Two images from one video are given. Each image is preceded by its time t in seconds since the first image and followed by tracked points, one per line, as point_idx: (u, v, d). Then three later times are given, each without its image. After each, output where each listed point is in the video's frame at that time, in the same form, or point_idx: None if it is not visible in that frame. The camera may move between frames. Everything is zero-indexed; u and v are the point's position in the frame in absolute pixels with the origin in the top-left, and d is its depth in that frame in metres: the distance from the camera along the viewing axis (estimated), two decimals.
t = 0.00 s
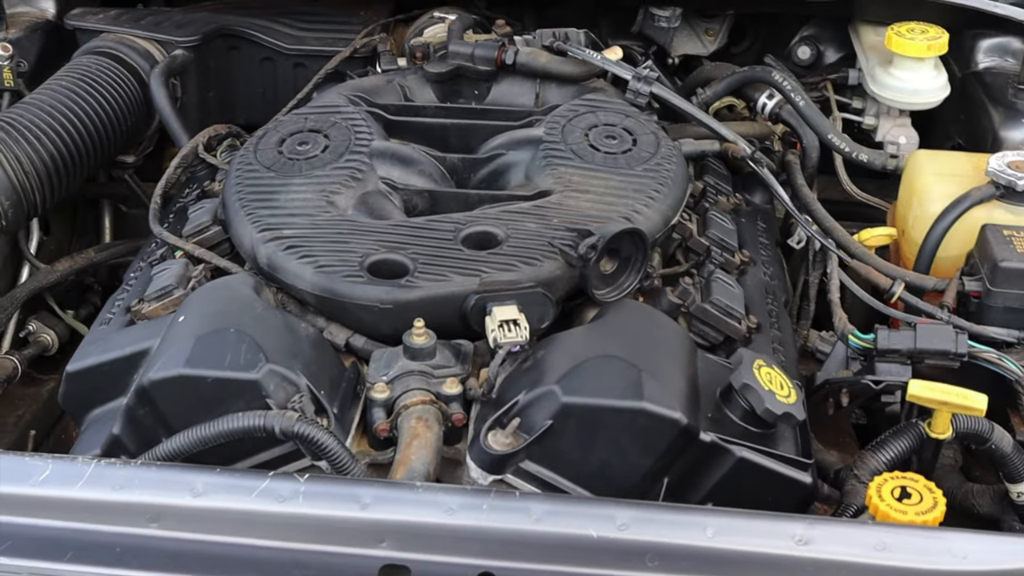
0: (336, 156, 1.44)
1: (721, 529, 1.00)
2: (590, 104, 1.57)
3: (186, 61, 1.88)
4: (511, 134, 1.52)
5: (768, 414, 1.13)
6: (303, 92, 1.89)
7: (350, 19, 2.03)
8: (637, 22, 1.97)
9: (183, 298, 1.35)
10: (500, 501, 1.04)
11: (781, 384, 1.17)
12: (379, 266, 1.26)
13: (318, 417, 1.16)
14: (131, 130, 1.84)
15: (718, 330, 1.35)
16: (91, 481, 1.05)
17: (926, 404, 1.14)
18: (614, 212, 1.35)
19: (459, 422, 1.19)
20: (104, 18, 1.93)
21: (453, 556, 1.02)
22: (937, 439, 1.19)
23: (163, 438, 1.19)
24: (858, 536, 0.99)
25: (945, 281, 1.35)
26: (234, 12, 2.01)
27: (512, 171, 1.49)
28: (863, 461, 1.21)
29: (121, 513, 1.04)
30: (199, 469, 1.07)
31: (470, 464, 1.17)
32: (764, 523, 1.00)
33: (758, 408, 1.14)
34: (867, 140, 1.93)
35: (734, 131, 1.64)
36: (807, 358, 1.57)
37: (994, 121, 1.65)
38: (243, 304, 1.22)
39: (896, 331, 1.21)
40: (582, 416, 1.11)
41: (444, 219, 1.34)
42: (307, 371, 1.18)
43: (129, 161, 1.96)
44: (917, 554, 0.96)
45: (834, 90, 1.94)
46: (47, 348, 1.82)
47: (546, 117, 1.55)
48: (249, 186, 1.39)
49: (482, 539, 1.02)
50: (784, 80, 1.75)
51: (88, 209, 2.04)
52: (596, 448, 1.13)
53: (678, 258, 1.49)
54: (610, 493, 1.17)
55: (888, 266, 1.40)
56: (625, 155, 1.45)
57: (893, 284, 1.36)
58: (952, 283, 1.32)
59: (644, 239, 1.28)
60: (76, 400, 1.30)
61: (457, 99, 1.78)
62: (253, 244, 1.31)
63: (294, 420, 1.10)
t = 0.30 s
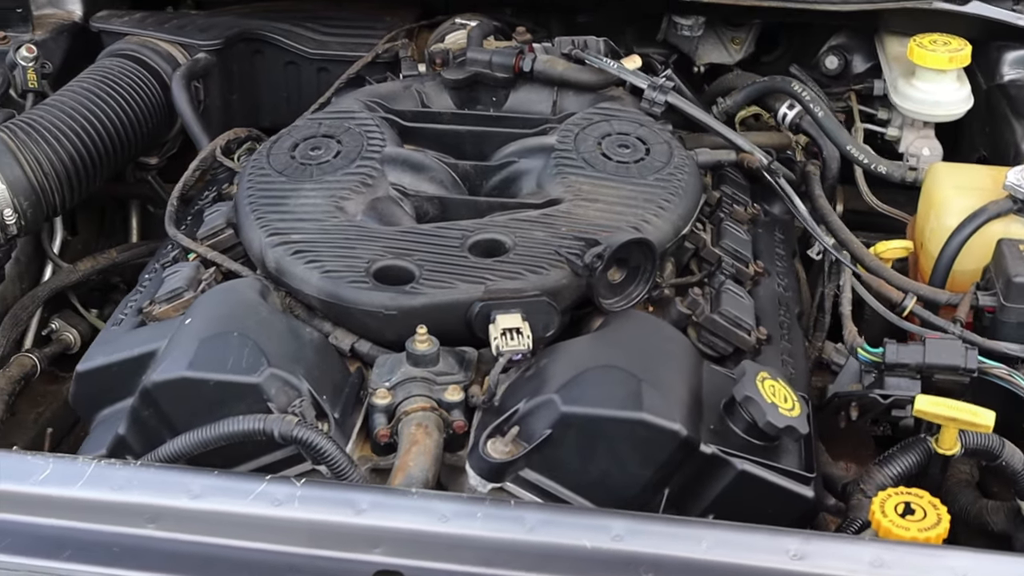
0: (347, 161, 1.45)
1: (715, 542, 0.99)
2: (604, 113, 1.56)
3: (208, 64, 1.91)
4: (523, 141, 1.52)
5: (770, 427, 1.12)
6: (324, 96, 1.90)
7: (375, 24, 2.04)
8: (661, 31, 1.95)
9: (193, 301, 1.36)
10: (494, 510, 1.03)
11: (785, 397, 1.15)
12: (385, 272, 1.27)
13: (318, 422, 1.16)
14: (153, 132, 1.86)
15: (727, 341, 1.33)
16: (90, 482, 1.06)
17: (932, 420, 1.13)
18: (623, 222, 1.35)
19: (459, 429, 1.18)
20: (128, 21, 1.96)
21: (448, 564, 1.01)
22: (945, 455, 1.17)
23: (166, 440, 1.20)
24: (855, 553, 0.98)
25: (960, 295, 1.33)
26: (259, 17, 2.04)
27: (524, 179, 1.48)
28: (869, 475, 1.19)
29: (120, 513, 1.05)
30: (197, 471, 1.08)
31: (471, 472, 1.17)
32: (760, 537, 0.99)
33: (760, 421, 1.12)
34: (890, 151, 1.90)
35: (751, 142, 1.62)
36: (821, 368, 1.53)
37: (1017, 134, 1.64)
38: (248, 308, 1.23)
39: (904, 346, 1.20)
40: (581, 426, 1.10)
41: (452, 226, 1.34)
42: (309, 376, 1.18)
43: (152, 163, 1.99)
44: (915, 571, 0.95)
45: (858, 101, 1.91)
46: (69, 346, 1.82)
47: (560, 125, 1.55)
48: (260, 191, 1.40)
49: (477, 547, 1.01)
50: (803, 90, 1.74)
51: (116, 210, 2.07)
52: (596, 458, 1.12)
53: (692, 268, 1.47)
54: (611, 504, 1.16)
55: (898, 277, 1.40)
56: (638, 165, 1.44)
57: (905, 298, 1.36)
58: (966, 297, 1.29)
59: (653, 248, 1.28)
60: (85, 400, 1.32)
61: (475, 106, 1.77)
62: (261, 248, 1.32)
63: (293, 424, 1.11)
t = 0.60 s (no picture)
0: (358, 166, 1.46)
1: (707, 553, 0.99)
2: (616, 121, 1.56)
3: (229, 68, 1.95)
4: (534, 149, 1.52)
5: (769, 439, 1.11)
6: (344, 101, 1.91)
7: (397, 30, 2.05)
8: (682, 41, 1.95)
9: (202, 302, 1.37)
10: (487, 517, 1.04)
11: (786, 408, 1.14)
12: (390, 277, 1.27)
13: (318, 424, 1.17)
14: (174, 135, 1.90)
15: (733, 351, 1.32)
16: (91, 480, 1.08)
17: (935, 433, 1.12)
18: (630, 230, 1.34)
19: (459, 434, 1.18)
20: (152, 25, 2.00)
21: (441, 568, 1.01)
22: (950, 470, 1.15)
23: (169, 439, 1.22)
24: (847, 570, 0.98)
25: (970, 310, 1.32)
26: (282, 22, 2.06)
27: (534, 186, 1.48)
28: (872, 490, 1.18)
29: (119, 512, 1.06)
30: (195, 471, 1.09)
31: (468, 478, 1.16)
32: (752, 550, 0.99)
33: (760, 432, 1.12)
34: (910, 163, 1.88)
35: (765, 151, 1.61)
36: (834, 381, 1.50)
37: None
38: (253, 311, 1.24)
39: (909, 359, 1.20)
40: (578, 434, 1.10)
41: (459, 232, 1.35)
42: (310, 379, 1.19)
43: (173, 165, 2.02)
44: None
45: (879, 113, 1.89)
46: (89, 346, 1.84)
47: (572, 133, 1.55)
48: (271, 195, 1.41)
49: (471, 553, 1.01)
50: (820, 101, 1.73)
51: (142, 211, 2.10)
52: (594, 467, 1.12)
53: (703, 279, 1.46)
54: (608, 512, 1.15)
55: (909, 290, 1.40)
56: (647, 174, 1.44)
57: (915, 310, 1.34)
58: (977, 311, 1.29)
59: (659, 257, 1.27)
60: (94, 399, 1.34)
61: (492, 113, 1.77)
62: (269, 251, 1.33)
63: (292, 426, 1.12)
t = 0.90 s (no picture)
0: (369, 171, 1.47)
1: (699, 560, 1.00)
2: (627, 129, 1.56)
3: (250, 73, 1.98)
4: (545, 156, 1.52)
5: (767, 448, 1.11)
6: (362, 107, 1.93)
7: (417, 37, 2.07)
8: (699, 51, 1.96)
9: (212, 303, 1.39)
10: (481, 520, 1.04)
11: (785, 418, 1.14)
12: (395, 281, 1.28)
13: (319, 425, 1.18)
14: (193, 137, 1.94)
15: (737, 360, 1.31)
16: (93, 476, 1.10)
17: (936, 446, 1.13)
18: (636, 238, 1.34)
19: (459, 438, 1.19)
20: (175, 30, 2.04)
21: (434, 570, 1.02)
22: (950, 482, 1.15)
23: (174, 438, 1.24)
24: None
25: (978, 322, 1.30)
26: (303, 27, 2.09)
27: (544, 194, 1.49)
28: (873, 501, 1.17)
29: (120, 508, 1.08)
30: (195, 470, 1.11)
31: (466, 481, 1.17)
32: (743, 558, 1.00)
33: (757, 442, 1.12)
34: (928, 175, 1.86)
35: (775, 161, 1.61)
36: (842, 393, 1.50)
37: None
38: (258, 313, 1.26)
39: (912, 371, 1.20)
40: (575, 440, 1.10)
41: (465, 237, 1.36)
42: (313, 381, 1.21)
43: (194, 168, 2.04)
44: None
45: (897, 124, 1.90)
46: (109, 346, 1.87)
47: (583, 141, 1.55)
48: (282, 198, 1.43)
49: (465, 556, 1.02)
50: (834, 111, 1.71)
51: (165, 214, 2.13)
52: (591, 472, 1.12)
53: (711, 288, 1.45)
54: (605, 519, 1.15)
55: (914, 301, 1.37)
56: (656, 182, 1.44)
57: (920, 322, 1.34)
58: (983, 323, 1.29)
59: (663, 264, 1.28)
60: (105, 398, 1.36)
61: (506, 120, 1.78)
62: (277, 253, 1.35)
63: (292, 427, 1.13)
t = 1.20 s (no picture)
0: (379, 175, 1.49)
1: (692, 564, 1.00)
2: (636, 137, 1.58)
3: (268, 78, 2.01)
4: (553, 163, 1.54)
5: (764, 454, 1.12)
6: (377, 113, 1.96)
7: (434, 44, 2.09)
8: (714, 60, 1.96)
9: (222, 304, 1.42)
10: (477, 521, 1.05)
11: (784, 425, 1.15)
12: (401, 284, 1.30)
13: (321, 426, 1.20)
14: (211, 141, 1.98)
15: (740, 367, 1.31)
16: (99, 472, 1.12)
17: (935, 455, 1.14)
18: (640, 245, 1.35)
19: (459, 439, 1.21)
20: (196, 35, 2.08)
21: (429, 569, 1.04)
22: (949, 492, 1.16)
23: (181, 436, 1.27)
24: None
25: (982, 333, 1.31)
26: (322, 32, 2.11)
27: (551, 200, 1.50)
28: (872, 510, 1.18)
29: (126, 504, 1.10)
30: (199, 468, 1.13)
31: (467, 483, 1.18)
32: (735, 563, 1.00)
33: (754, 448, 1.13)
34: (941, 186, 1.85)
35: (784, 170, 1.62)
36: (850, 402, 1.48)
37: None
38: (265, 314, 1.28)
39: (913, 381, 1.20)
40: (573, 442, 1.11)
41: (471, 242, 1.37)
42: (317, 382, 1.23)
43: (213, 171, 2.07)
44: None
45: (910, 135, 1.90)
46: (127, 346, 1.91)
47: (592, 148, 1.56)
48: (292, 202, 1.46)
49: (460, 556, 1.03)
50: (845, 121, 1.71)
51: (187, 216, 2.17)
52: (589, 475, 1.13)
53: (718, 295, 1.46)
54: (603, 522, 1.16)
55: (920, 311, 1.38)
56: (662, 190, 1.45)
57: (923, 332, 1.34)
58: (987, 335, 1.30)
59: (667, 271, 1.27)
60: (117, 395, 1.39)
61: (519, 127, 1.79)
62: (286, 256, 1.37)
63: (294, 427, 1.15)
